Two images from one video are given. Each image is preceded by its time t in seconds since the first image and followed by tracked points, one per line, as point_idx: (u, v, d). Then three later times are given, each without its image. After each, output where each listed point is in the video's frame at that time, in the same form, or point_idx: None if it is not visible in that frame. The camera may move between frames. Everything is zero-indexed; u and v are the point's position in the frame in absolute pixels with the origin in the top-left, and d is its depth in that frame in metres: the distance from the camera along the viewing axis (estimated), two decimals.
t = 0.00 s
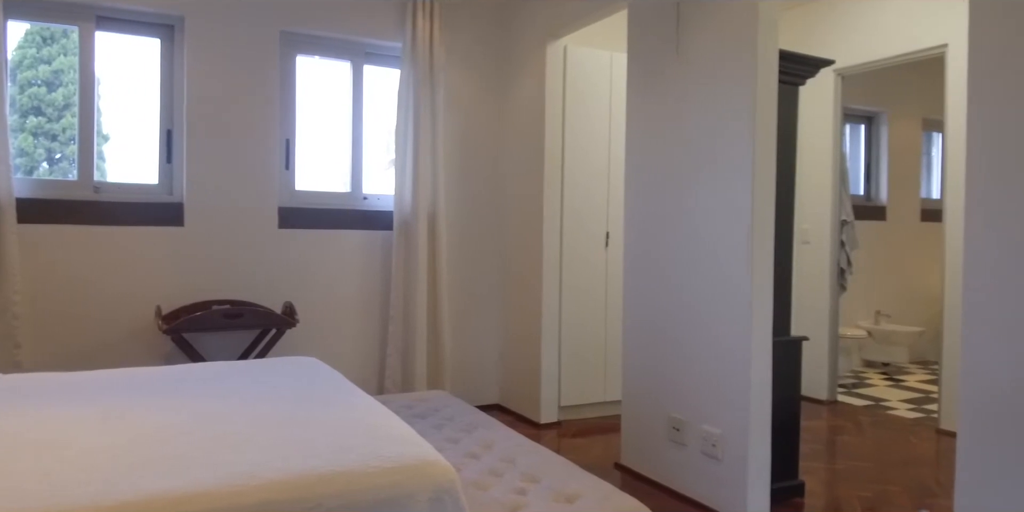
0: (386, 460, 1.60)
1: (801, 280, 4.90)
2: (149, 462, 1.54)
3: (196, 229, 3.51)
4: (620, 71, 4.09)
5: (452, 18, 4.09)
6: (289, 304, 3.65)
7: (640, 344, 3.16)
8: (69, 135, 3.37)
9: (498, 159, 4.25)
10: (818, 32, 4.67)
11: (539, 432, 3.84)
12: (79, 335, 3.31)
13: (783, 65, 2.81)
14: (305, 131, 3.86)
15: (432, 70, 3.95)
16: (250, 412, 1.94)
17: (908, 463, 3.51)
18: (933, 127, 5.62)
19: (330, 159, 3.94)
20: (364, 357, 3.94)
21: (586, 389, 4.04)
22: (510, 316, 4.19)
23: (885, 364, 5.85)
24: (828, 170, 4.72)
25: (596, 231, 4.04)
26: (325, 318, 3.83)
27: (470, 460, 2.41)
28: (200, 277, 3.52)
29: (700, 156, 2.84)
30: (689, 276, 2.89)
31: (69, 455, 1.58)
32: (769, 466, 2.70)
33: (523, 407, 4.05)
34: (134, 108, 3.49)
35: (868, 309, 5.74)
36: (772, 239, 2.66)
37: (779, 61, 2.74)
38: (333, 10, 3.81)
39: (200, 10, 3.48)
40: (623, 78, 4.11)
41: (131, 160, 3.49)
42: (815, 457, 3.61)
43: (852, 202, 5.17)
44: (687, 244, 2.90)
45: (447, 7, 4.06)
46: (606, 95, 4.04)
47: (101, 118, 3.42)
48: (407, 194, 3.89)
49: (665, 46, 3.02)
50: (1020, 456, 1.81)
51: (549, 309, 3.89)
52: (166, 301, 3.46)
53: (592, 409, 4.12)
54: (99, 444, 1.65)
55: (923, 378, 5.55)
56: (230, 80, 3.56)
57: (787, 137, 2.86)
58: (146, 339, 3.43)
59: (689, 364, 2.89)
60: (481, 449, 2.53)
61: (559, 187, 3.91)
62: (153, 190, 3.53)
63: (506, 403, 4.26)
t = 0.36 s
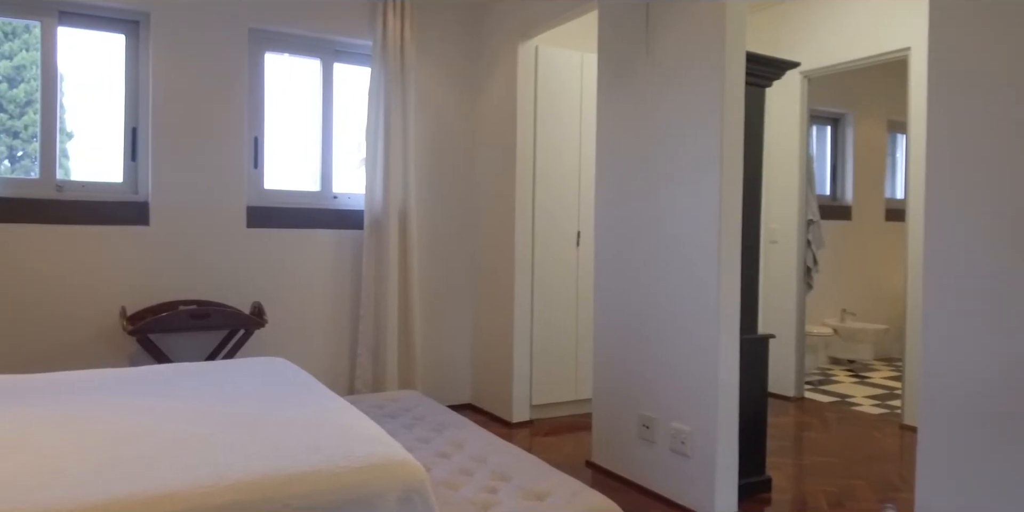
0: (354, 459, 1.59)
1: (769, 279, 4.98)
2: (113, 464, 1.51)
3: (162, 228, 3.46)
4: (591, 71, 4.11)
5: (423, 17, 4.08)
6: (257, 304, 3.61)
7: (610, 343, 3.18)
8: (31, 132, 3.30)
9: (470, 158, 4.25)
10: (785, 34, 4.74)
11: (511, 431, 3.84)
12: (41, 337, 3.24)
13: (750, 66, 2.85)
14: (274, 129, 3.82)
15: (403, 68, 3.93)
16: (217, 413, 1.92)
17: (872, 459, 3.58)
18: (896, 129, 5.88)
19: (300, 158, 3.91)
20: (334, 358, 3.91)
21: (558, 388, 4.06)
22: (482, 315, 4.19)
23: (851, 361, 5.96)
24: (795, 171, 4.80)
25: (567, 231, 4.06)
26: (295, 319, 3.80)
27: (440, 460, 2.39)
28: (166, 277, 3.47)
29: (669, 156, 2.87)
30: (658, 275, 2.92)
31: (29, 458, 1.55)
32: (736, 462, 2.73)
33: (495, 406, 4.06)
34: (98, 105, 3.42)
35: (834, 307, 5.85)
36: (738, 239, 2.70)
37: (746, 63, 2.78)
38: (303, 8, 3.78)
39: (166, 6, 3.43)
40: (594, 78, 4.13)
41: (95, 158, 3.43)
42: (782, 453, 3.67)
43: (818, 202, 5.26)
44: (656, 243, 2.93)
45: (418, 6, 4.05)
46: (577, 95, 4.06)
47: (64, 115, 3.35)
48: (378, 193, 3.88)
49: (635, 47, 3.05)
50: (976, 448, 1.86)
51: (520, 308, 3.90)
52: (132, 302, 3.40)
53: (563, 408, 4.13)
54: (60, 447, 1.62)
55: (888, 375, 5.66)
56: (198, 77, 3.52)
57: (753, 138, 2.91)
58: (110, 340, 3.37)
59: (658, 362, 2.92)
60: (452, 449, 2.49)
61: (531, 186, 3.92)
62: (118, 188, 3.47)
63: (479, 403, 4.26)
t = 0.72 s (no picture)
0: (322, 459, 1.58)
1: (738, 278, 5.05)
2: (75, 466, 1.49)
3: (127, 228, 3.40)
4: (562, 71, 4.13)
5: (394, 15, 4.06)
6: (225, 304, 3.57)
7: (581, 342, 3.20)
8: None
9: (442, 157, 4.25)
10: (753, 37, 4.81)
11: (483, 430, 3.84)
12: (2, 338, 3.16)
13: (718, 68, 2.89)
14: (243, 128, 3.78)
15: (374, 67, 3.91)
16: (183, 414, 1.90)
17: (838, 454, 3.64)
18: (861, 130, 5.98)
19: (269, 156, 3.87)
20: (305, 358, 3.88)
21: (530, 387, 4.07)
22: (454, 314, 4.19)
23: (818, 359, 6.05)
24: (763, 171, 4.86)
25: (539, 230, 4.07)
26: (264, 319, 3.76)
27: (410, 460, 2.37)
28: (132, 277, 3.41)
29: (639, 156, 2.89)
30: (628, 274, 2.95)
31: None
32: (705, 459, 2.77)
33: (468, 405, 4.06)
34: (61, 101, 3.36)
35: (802, 305, 5.94)
36: (706, 238, 2.74)
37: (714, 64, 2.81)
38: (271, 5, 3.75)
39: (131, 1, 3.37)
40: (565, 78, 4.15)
41: (58, 156, 3.36)
42: (751, 450, 3.72)
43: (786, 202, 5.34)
44: (627, 242, 2.95)
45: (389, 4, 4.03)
46: (549, 95, 4.08)
47: (26, 112, 3.28)
48: (349, 192, 3.85)
49: (605, 48, 3.07)
50: (936, 442, 1.90)
51: (492, 307, 3.91)
52: (96, 302, 3.34)
53: (535, 407, 4.14)
54: (21, 449, 1.59)
55: (854, 372, 5.77)
56: (164, 74, 3.47)
57: (721, 139, 2.95)
58: (74, 341, 3.31)
59: (628, 361, 2.94)
60: (423, 449, 2.48)
61: (503, 186, 3.93)
62: (82, 187, 3.41)
63: (451, 403, 4.26)
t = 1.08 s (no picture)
0: (290, 460, 1.58)
1: (708, 278, 5.11)
2: (38, 470, 1.46)
3: (92, 227, 3.34)
4: (534, 72, 4.14)
5: (366, 14, 4.04)
6: (193, 305, 3.52)
7: (553, 341, 3.21)
8: None
9: (414, 157, 4.23)
10: (723, 39, 4.86)
11: (456, 431, 3.84)
12: None
13: (688, 70, 2.92)
14: (211, 126, 3.73)
15: (345, 66, 3.89)
16: (149, 416, 1.87)
17: (805, 451, 3.71)
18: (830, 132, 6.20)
19: (238, 155, 3.82)
20: (275, 359, 3.84)
21: (502, 386, 4.08)
22: (426, 314, 4.18)
23: (786, 357, 6.14)
24: (732, 172, 4.93)
25: (511, 230, 4.08)
26: (233, 320, 3.72)
27: (381, 460, 2.36)
28: (97, 278, 3.35)
29: (610, 156, 2.92)
30: (599, 274, 2.97)
31: None
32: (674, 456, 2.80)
33: (440, 405, 4.05)
34: (22, 98, 3.28)
35: (770, 304, 6.03)
36: (675, 238, 2.77)
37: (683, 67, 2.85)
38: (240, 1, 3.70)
39: None
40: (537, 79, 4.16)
41: (19, 154, 3.29)
42: (720, 447, 3.76)
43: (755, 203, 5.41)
44: (598, 241, 2.97)
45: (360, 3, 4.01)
46: (521, 95, 4.09)
47: None
48: (319, 192, 3.82)
49: (576, 49, 3.09)
50: (899, 437, 1.94)
51: (465, 307, 3.91)
52: (59, 304, 3.27)
53: (507, 406, 4.15)
54: None
55: (821, 369, 5.87)
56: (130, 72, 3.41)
57: (690, 141, 2.98)
58: (37, 343, 3.24)
59: (600, 360, 2.96)
60: (393, 449, 2.46)
61: (475, 186, 3.93)
62: (45, 186, 3.33)
63: (423, 403, 4.25)
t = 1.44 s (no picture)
0: (258, 462, 1.56)
1: (678, 277, 5.16)
2: None
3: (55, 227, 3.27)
4: (506, 71, 4.15)
5: (336, 12, 4.01)
6: (160, 306, 3.48)
7: (525, 340, 3.22)
8: None
9: (386, 156, 4.22)
10: (692, 41, 4.92)
11: (427, 430, 3.83)
12: None
13: (658, 71, 2.95)
14: (177, 124, 3.68)
15: (315, 64, 3.86)
16: (114, 418, 1.84)
17: (773, 447, 3.76)
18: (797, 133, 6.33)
19: (206, 153, 3.78)
20: (244, 360, 3.81)
21: (475, 386, 4.08)
22: (398, 314, 4.17)
23: (755, 355, 6.22)
24: (702, 172, 4.98)
25: (484, 230, 4.09)
26: (201, 320, 3.67)
27: (351, 461, 2.35)
28: (61, 278, 3.29)
29: (581, 156, 2.94)
30: (570, 273, 2.98)
31: None
32: (644, 453, 2.83)
33: (412, 405, 4.04)
34: None
35: (739, 303, 6.11)
36: (645, 238, 2.79)
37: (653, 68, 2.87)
38: None
39: None
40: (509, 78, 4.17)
41: None
42: (690, 444, 3.81)
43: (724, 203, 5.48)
44: (569, 241, 2.99)
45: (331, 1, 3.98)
46: (493, 94, 4.09)
47: None
48: (289, 191, 3.79)
49: (547, 49, 3.10)
50: (863, 431, 1.99)
51: (437, 306, 3.90)
52: (22, 304, 3.21)
53: (479, 406, 4.16)
54: None
55: (789, 366, 5.96)
56: (95, 68, 3.36)
57: (659, 142, 3.02)
58: None
59: (571, 358, 2.98)
60: (363, 449, 2.45)
61: (447, 185, 3.92)
62: (6, 184, 3.26)
63: (395, 403, 4.23)
